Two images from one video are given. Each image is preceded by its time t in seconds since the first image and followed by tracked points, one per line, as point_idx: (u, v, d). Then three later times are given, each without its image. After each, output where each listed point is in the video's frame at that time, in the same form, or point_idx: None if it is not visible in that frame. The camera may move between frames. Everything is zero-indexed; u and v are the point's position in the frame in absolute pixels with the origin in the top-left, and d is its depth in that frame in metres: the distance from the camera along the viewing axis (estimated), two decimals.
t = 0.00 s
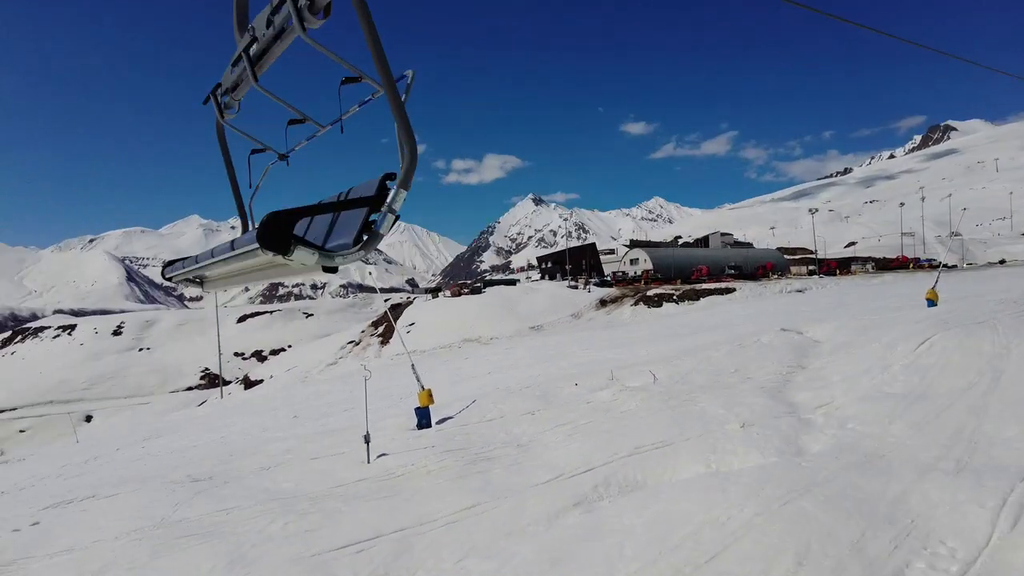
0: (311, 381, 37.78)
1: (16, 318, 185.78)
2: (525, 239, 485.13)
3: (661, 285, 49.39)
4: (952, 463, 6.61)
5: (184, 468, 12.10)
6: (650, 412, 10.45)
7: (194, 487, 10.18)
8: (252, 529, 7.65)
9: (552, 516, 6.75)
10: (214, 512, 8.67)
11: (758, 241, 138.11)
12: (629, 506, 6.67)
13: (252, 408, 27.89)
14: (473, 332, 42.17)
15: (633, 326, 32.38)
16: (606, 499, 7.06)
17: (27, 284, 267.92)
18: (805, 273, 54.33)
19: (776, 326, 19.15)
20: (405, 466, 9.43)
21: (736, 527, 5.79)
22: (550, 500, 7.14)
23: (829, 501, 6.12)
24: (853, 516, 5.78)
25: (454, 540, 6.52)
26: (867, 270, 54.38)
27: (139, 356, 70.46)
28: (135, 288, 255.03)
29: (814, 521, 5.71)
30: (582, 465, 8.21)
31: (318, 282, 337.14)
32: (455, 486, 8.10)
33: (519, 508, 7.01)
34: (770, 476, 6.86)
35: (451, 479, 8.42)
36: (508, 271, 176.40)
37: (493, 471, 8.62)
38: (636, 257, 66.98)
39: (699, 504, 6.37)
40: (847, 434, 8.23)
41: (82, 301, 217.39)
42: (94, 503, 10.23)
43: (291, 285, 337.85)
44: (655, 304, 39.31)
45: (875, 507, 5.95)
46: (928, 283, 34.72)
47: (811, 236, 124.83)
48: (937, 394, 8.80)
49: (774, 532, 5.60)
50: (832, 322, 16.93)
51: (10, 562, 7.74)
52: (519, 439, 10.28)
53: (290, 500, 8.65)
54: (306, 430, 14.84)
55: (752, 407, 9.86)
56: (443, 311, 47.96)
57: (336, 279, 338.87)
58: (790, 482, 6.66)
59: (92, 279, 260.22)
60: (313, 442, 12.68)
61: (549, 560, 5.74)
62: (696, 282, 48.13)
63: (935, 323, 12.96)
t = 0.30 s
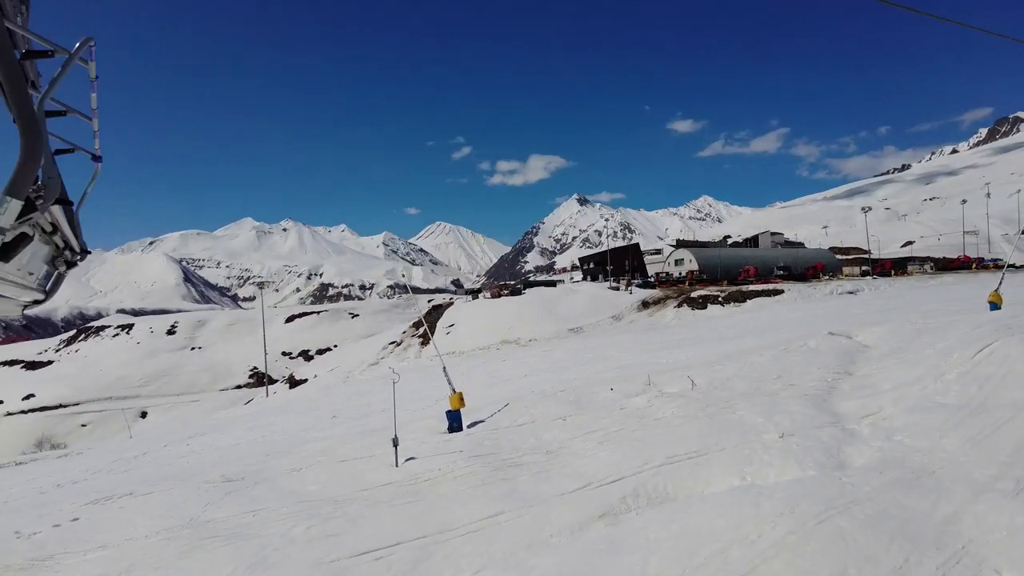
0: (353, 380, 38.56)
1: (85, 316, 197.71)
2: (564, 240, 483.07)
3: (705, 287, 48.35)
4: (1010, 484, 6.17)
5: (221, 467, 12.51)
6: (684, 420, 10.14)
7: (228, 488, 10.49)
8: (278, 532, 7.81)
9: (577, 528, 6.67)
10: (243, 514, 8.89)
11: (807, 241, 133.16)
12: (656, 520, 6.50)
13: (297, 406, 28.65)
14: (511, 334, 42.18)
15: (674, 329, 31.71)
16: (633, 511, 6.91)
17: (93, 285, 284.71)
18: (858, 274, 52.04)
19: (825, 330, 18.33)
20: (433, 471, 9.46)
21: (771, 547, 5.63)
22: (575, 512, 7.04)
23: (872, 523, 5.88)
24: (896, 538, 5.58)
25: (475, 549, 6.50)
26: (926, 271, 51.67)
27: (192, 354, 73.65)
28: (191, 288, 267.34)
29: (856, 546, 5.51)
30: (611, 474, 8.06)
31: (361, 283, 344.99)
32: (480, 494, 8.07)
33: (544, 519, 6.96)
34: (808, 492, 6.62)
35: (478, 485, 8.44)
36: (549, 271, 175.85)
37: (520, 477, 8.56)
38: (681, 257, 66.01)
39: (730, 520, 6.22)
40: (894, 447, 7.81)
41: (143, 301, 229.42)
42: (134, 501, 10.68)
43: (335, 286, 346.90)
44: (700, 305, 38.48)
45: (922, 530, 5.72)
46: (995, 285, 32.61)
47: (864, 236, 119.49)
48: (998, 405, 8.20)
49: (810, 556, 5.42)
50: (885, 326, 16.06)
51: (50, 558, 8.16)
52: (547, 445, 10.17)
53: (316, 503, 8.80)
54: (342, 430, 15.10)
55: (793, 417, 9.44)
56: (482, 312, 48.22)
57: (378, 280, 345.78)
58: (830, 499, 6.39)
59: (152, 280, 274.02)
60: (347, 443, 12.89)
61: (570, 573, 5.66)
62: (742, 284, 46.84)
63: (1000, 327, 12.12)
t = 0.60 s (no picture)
0: (394, 380, 39.29)
1: (144, 315, 208.31)
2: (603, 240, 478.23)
3: (750, 288, 47.03)
4: None
5: (257, 467, 12.88)
6: (719, 428, 9.97)
7: (256, 488, 10.89)
8: (300, 536, 8.22)
9: (601, 543, 6.81)
10: (268, 515, 9.30)
11: (860, 240, 127.40)
12: (683, 535, 6.65)
13: (339, 405, 29.41)
14: (549, 335, 42.03)
15: (717, 332, 30.96)
16: (659, 524, 7.08)
17: (152, 285, 299.82)
18: (916, 274, 49.44)
19: (876, 333, 17.49)
20: (459, 476, 9.66)
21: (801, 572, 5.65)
22: (600, 526, 7.19)
23: (911, 546, 5.78)
24: (939, 565, 5.44)
25: (494, 559, 6.76)
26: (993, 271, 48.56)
27: (241, 353, 76.53)
28: (243, 288, 277.96)
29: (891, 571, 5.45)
30: (639, 486, 8.16)
31: (401, 284, 350.68)
32: (507, 501, 8.32)
33: (569, 532, 7.13)
34: (843, 508, 6.69)
35: (506, 491, 8.65)
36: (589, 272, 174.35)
37: (547, 485, 8.70)
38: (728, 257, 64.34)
39: (761, 539, 6.32)
40: (942, 462, 7.49)
41: (198, 301, 240.01)
42: (165, 499, 11.19)
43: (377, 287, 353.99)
44: (745, 308, 37.45)
45: (967, 556, 5.51)
46: None
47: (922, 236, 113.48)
48: None
49: None
50: (943, 329, 15.18)
51: (85, 553, 8.72)
52: (577, 450, 10.18)
53: (349, 506, 9.14)
54: (378, 431, 15.36)
55: (834, 428, 9.14)
56: (521, 313, 48.26)
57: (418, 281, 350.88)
58: (864, 516, 6.43)
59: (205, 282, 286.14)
60: (380, 444, 13.09)
61: None
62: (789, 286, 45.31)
63: None
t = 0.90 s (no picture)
0: (433, 380, 39.79)
1: (199, 315, 217.98)
2: (642, 241, 471.57)
3: (798, 289, 45.46)
4: None
5: (290, 466, 13.24)
6: (752, 436, 9.74)
7: (283, 489, 11.20)
8: (322, 538, 8.43)
9: (620, 552, 6.79)
10: (292, 517, 9.56)
11: (918, 240, 121.03)
12: (707, 548, 6.54)
13: (378, 404, 30.02)
14: (587, 337, 41.71)
15: (761, 335, 30.03)
16: (683, 537, 6.98)
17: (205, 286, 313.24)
18: (978, 275, 46.56)
19: (931, 337, 16.52)
20: (483, 481, 9.71)
21: None
22: (620, 534, 7.18)
23: (950, 568, 5.51)
24: None
25: (510, 567, 6.79)
26: None
27: (287, 352, 79.01)
28: (290, 288, 287.04)
29: None
30: (665, 494, 8.10)
31: (440, 286, 354.53)
32: (530, 509, 8.34)
33: (590, 540, 7.13)
34: (881, 526, 6.44)
35: (528, 497, 8.72)
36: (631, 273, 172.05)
37: (571, 492, 8.72)
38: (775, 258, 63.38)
39: (786, 555, 6.15)
40: (993, 481, 7.05)
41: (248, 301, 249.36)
42: (196, 497, 11.62)
43: (418, 289, 359.44)
44: (791, 310, 36.19)
45: None
46: None
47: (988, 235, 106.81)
48: None
49: None
50: (1005, 333, 14.21)
51: (116, 549, 9.21)
52: (603, 456, 10.16)
53: (373, 508, 9.35)
54: (411, 432, 15.55)
55: (876, 440, 8.75)
56: (559, 315, 48.03)
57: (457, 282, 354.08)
58: (903, 536, 6.18)
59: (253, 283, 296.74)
60: (411, 445, 13.28)
61: None
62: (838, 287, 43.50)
63: None
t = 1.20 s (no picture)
0: (467, 381, 40.04)
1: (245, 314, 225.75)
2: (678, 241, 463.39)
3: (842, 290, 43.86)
4: None
5: (316, 466, 13.59)
6: (781, 447, 9.52)
7: (304, 489, 11.50)
8: (337, 541, 8.60)
9: (635, 563, 6.73)
10: (311, 518, 9.78)
11: (977, 238, 114.78)
12: (724, 561, 6.42)
13: (412, 404, 30.45)
14: (623, 339, 41.22)
15: (802, 337, 29.09)
16: (701, 550, 6.89)
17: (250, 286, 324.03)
18: None
19: (983, 341, 15.64)
20: (501, 487, 9.81)
21: None
22: (636, 543, 7.14)
23: None
24: None
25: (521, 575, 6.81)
26: None
27: (326, 352, 80.89)
28: (334, 288, 293.76)
29: None
30: (686, 505, 8.03)
31: (477, 286, 356.41)
32: (547, 516, 8.36)
33: (604, 549, 7.11)
34: (909, 544, 6.18)
35: (548, 504, 8.76)
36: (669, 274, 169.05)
37: (591, 500, 8.71)
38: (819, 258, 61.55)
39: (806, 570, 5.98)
40: None
41: (289, 301, 256.64)
42: (220, 496, 12.02)
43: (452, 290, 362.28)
44: (834, 311, 34.87)
45: None
46: None
47: None
48: None
49: None
50: None
51: (140, 546, 9.61)
52: (627, 464, 10.10)
53: (387, 512, 9.48)
54: (439, 432, 15.73)
55: (912, 453, 8.41)
56: (593, 317, 47.65)
57: (491, 283, 355.41)
58: (934, 553, 5.95)
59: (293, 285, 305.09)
60: (437, 448, 13.41)
61: None
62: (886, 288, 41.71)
63: None
